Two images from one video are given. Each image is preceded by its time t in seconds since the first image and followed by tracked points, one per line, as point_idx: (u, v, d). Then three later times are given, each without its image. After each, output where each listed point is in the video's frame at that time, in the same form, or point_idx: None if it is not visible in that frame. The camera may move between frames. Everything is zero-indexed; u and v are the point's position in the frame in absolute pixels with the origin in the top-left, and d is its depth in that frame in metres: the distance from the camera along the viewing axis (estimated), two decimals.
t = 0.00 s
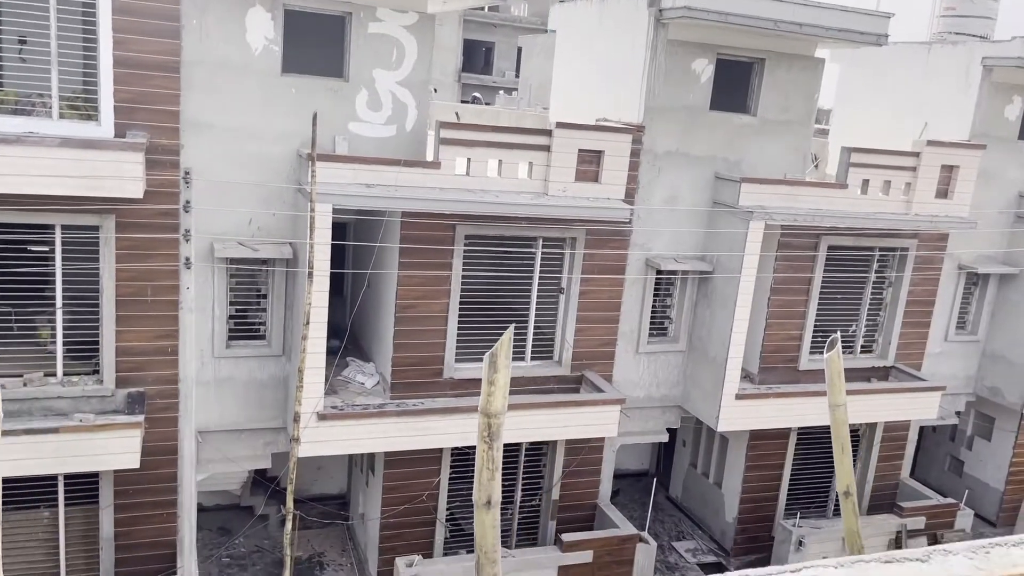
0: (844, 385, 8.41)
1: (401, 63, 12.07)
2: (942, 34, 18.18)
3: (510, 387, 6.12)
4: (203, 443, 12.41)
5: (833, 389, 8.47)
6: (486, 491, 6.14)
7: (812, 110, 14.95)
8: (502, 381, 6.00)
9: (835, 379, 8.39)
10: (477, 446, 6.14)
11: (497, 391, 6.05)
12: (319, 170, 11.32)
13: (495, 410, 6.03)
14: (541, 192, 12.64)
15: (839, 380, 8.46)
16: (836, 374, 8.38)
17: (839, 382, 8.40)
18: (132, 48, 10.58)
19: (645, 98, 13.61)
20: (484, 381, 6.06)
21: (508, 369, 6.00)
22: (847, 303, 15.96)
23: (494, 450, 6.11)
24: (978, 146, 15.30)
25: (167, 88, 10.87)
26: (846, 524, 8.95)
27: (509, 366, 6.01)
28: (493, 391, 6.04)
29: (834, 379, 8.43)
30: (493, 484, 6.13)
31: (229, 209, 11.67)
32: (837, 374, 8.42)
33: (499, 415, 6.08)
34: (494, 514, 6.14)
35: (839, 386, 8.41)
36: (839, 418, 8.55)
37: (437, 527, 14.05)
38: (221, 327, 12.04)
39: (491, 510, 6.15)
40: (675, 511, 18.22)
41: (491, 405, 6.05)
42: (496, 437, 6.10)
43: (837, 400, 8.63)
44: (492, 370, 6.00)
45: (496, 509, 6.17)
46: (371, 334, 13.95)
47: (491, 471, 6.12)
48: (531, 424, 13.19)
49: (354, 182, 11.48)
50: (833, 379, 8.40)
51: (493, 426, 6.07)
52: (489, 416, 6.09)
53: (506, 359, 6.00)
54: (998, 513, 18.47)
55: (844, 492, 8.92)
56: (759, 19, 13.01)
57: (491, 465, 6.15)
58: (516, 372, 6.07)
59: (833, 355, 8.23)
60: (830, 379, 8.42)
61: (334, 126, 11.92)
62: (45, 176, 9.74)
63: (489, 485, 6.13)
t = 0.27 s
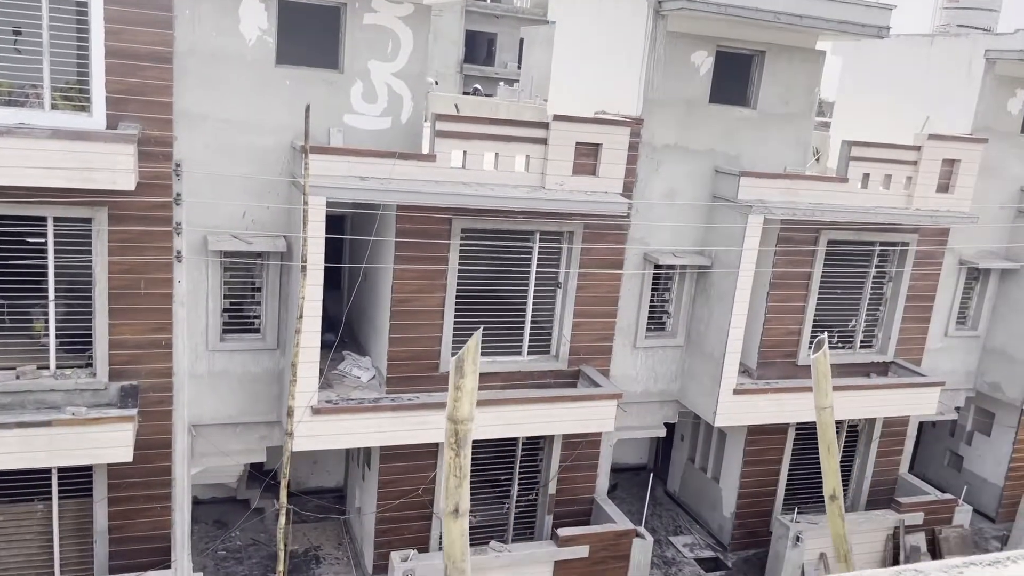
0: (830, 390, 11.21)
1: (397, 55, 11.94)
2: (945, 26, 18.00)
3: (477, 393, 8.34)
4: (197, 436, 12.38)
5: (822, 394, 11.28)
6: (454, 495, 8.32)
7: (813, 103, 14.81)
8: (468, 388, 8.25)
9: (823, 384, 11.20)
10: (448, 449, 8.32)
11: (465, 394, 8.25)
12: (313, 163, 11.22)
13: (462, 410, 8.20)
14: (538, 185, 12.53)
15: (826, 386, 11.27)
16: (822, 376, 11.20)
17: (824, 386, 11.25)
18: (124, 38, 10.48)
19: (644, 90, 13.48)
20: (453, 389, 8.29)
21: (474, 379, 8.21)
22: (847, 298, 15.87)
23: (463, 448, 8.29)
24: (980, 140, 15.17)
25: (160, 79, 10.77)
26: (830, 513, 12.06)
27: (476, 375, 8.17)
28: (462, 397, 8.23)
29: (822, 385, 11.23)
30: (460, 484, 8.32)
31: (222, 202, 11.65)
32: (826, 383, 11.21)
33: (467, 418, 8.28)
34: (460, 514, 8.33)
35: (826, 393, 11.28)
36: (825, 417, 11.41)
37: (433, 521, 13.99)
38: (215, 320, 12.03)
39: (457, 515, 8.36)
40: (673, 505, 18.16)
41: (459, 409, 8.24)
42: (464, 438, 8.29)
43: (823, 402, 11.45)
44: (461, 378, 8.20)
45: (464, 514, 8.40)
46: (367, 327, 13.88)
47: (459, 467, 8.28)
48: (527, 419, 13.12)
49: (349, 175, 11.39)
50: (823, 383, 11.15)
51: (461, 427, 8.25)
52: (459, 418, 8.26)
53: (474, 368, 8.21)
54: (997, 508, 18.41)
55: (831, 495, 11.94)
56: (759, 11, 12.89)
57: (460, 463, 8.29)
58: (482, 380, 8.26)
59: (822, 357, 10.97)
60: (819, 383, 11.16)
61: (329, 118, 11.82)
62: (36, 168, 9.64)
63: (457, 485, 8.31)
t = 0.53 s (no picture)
0: (825, 390, 9.22)
1: (399, 50, 11.90)
2: (952, 20, 17.86)
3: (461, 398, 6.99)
4: (199, 432, 12.38)
5: (812, 393, 9.34)
6: (436, 501, 6.83)
7: (817, 97, 14.73)
8: (450, 393, 6.86)
9: (817, 384, 9.17)
10: (428, 456, 6.91)
11: (446, 402, 6.88)
12: (314, 158, 11.21)
13: (444, 419, 6.85)
14: (540, 180, 12.50)
15: (821, 386, 9.27)
16: (817, 375, 9.11)
17: (819, 383, 9.18)
18: (125, 33, 10.47)
19: (647, 85, 13.41)
20: (432, 394, 6.91)
21: (457, 381, 6.87)
22: (851, 294, 15.82)
23: (444, 459, 6.87)
24: (985, 135, 15.06)
25: (161, 74, 10.76)
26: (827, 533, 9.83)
27: (458, 378, 6.88)
28: (443, 402, 6.89)
29: (818, 384, 9.19)
30: (442, 494, 6.85)
31: (223, 198, 11.60)
32: (821, 380, 9.16)
33: (449, 425, 6.90)
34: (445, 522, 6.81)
35: (821, 394, 9.24)
36: (821, 421, 9.30)
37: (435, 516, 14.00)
38: (217, 316, 12.00)
39: (441, 521, 6.82)
40: (675, 501, 18.16)
41: (440, 415, 6.89)
42: (446, 446, 6.93)
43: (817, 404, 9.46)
44: (441, 383, 6.86)
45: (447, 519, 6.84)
46: (369, 323, 13.90)
47: (440, 481, 6.84)
48: (529, 415, 13.11)
49: (350, 170, 11.39)
50: (815, 381, 9.14)
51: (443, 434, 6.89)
52: (440, 425, 6.90)
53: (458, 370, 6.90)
54: (1001, 505, 18.37)
55: (823, 498, 9.73)
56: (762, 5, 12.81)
57: (441, 476, 6.87)
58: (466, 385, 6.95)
59: (813, 359, 9.07)
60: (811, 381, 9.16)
61: (330, 114, 11.80)
62: (37, 163, 9.65)
63: (439, 494, 6.85)
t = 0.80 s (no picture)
0: (823, 392, 7.90)
1: (402, 47, 11.85)
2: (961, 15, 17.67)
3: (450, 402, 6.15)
4: (204, 429, 12.39)
5: (810, 394, 7.92)
6: (422, 511, 6.08)
7: (824, 94, 14.62)
8: (437, 398, 6.04)
9: (814, 385, 7.88)
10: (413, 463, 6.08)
11: (433, 408, 6.05)
12: (317, 156, 11.17)
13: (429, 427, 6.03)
14: (544, 177, 12.43)
15: (819, 385, 7.94)
16: (814, 376, 7.80)
17: (816, 384, 7.88)
18: (128, 32, 10.48)
19: (652, 81, 13.33)
20: (417, 400, 6.10)
21: (444, 386, 6.05)
22: (858, 291, 15.71)
23: (431, 469, 6.06)
24: (995, 131, 14.91)
25: (164, 72, 10.76)
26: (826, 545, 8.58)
27: (445, 382, 6.05)
28: (429, 407, 6.05)
29: (813, 382, 7.90)
30: (430, 503, 6.06)
31: (228, 195, 11.54)
32: (817, 378, 7.89)
33: (435, 433, 6.08)
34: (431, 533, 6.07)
35: (818, 395, 7.91)
36: (818, 424, 8.01)
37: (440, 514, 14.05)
38: (221, 314, 11.95)
39: (428, 531, 6.08)
40: (682, 499, 18.09)
41: (426, 422, 6.06)
42: (433, 454, 6.10)
43: (815, 405, 8.06)
44: (426, 386, 6.05)
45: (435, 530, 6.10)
46: (374, 321, 13.90)
47: (427, 489, 6.06)
48: (533, 413, 13.07)
49: (354, 168, 11.36)
50: (812, 381, 7.85)
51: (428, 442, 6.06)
52: (425, 432, 6.07)
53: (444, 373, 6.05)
54: (1010, 504, 18.24)
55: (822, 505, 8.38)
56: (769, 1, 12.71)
57: (428, 485, 6.09)
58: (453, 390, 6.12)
59: (810, 360, 7.73)
60: (808, 380, 7.85)
61: (334, 111, 11.76)
62: (41, 161, 9.65)
63: (425, 503, 6.06)
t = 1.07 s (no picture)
0: (812, 396, 8.43)
1: (405, 47, 11.83)
2: (970, 12, 17.50)
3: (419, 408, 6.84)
4: (207, 429, 12.41)
5: (800, 398, 8.47)
6: (394, 516, 6.76)
7: (831, 92, 14.51)
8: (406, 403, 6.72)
9: (803, 388, 8.44)
10: (385, 469, 6.74)
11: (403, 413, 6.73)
12: (319, 156, 11.17)
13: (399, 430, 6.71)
14: (546, 177, 12.39)
15: (808, 389, 8.49)
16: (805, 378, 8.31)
17: (806, 389, 8.45)
18: (130, 33, 10.50)
19: (656, 80, 13.27)
20: (388, 405, 6.78)
21: (413, 392, 6.74)
22: (866, 291, 15.59)
23: (403, 474, 6.72)
24: (1004, 129, 14.77)
25: (166, 73, 10.78)
26: (816, 539, 9.05)
27: (414, 390, 6.73)
28: (399, 413, 6.74)
29: (803, 388, 8.45)
30: (401, 509, 6.73)
31: (230, 196, 11.54)
32: (807, 384, 8.44)
33: (405, 438, 6.76)
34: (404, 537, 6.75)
35: (807, 396, 8.44)
36: (808, 427, 8.53)
37: (444, 514, 14.08)
38: (224, 314, 11.96)
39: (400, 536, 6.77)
40: (687, 499, 18.01)
41: (396, 426, 6.75)
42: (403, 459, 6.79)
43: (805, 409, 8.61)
44: (397, 394, 6.74)
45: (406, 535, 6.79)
46: (377, 321, 13.90)
47: (398, 495, 6.73)
48: (537, 413, 13.00)
49: (356, 168, 11.35)
50: (801, 385, 8.41)
51: (398, 446, 6.73)
52: (395, 437, 6.76)
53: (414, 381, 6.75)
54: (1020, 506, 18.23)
55: (811, 505, 9.01)
56: None
57: (399, 491, 6.75)
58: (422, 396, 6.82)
59: (799, 362, 8.21)
60: (798, 384, 8.39)
61: (336, 111, 11.74)
62: (43, 162, 9.67)
63: (397, 509, 6.74)
